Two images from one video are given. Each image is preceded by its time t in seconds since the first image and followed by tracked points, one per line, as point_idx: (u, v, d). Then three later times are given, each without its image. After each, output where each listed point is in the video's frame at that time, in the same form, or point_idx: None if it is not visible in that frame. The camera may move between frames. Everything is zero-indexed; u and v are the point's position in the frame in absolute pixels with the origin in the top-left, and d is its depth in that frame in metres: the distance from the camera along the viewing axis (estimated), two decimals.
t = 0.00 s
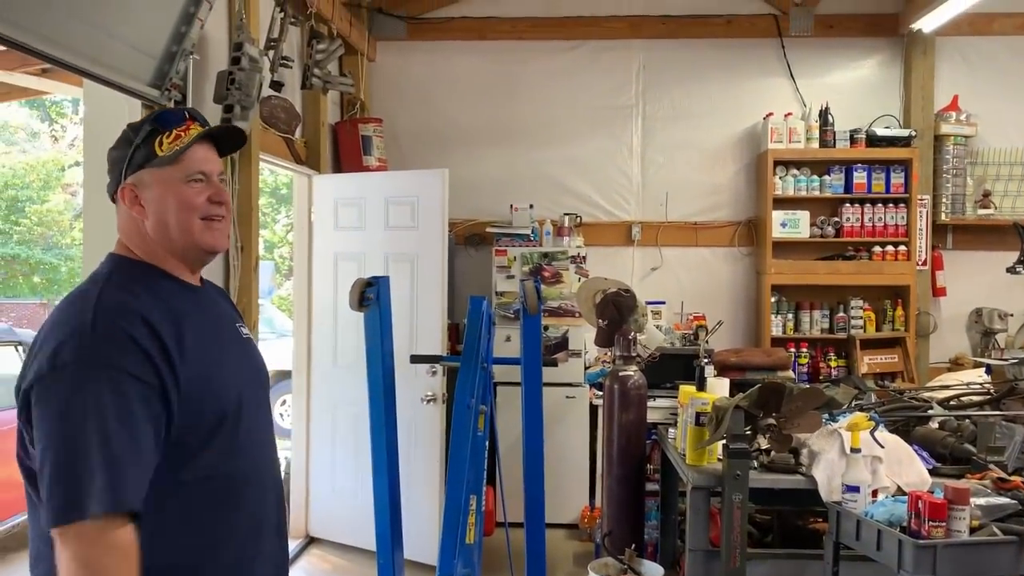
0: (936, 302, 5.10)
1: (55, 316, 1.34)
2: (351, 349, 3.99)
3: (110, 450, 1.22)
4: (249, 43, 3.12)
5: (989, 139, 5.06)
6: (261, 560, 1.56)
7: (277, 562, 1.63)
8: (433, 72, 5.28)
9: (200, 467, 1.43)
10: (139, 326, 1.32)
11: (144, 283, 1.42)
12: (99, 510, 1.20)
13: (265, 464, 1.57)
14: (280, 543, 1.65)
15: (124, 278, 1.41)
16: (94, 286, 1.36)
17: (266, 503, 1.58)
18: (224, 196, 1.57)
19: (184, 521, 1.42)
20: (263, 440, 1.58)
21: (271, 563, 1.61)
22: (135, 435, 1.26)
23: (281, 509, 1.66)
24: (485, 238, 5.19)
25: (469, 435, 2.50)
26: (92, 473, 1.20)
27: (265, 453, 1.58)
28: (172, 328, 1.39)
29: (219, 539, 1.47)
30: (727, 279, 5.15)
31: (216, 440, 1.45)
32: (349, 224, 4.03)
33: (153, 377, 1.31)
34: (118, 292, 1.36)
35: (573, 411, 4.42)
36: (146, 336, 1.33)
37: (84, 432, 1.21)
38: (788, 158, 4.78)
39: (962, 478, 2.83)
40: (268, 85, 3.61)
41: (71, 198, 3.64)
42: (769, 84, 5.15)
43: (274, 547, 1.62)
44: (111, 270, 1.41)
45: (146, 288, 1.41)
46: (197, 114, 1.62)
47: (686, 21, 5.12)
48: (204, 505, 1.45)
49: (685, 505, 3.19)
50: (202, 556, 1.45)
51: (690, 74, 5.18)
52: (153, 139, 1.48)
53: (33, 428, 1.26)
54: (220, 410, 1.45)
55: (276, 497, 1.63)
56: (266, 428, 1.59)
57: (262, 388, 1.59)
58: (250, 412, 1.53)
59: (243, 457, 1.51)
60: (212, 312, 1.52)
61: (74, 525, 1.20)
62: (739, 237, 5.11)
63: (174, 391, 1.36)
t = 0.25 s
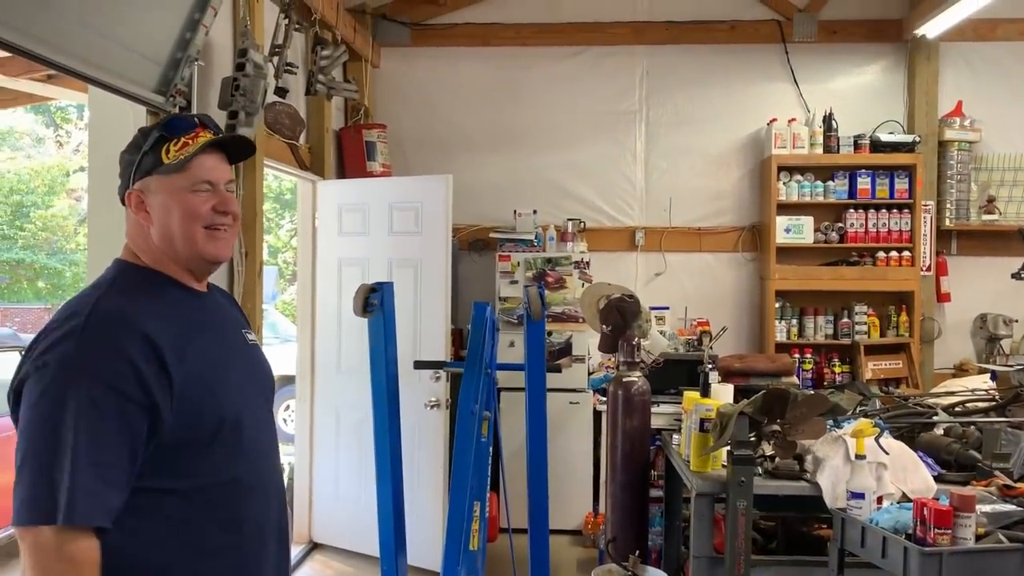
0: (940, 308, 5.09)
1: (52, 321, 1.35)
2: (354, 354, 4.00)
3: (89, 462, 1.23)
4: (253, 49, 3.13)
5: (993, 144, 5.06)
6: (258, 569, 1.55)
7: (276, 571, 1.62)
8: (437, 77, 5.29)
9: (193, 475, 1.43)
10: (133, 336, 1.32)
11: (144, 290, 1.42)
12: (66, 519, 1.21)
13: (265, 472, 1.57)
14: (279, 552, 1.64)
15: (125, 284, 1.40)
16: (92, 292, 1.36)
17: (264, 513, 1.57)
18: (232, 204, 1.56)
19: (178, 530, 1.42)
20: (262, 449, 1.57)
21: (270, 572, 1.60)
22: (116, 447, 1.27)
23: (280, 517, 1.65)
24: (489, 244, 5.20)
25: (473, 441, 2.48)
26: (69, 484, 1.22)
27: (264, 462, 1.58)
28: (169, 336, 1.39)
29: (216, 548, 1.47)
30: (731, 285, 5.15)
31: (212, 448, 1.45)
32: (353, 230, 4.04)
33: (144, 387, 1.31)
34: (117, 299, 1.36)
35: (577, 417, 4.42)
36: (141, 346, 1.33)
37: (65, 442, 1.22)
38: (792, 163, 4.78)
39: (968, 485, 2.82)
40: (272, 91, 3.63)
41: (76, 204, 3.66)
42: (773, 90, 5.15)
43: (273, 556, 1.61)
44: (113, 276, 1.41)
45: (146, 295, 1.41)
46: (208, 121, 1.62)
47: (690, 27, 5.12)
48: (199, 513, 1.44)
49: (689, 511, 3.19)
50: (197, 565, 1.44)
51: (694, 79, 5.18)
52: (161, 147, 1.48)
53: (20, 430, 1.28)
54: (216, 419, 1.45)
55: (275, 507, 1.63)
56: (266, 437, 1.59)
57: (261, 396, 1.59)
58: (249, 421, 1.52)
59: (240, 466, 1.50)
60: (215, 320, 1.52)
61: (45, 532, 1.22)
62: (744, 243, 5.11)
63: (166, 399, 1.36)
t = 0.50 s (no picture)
0: (946, 311, 5.08)
1: (46, 330, 1.34)
2: (359, 358, 4.00)
3: (103, 461, 1.23)
4: (258, 52, 3.12)
5: (999, 146, 5.05)
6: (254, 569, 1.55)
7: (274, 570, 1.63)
8: (441, 81, 5.30)
9: (191, 476, 1.43)
10: (128, 338, 1.32)
11: (136, 293, 1.42)
12: (97, 515, 1.22)
13: (261, 472, 1.57)
14: (275, 553, 1.65)
15: (114, 285, 1.40)
16: (85, 296, 1.36)
17: (260, 513, 1.58)
18: (203, 199, 1.53)
19: (176, 531, 1.42)
20: (256, 449, 1.57)
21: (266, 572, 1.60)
22: (130, 445, 1.27)
23: (276, 517, 1.66)
24: (494, 247, 5.20)
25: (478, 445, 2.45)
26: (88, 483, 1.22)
27: (260, 462, 1.58)
28: (160, 337, 1.39)
29: (215, 550, 1.47)
30: (735, 288, 5.14)
31: (206, 449, 1.45)
32: (357, 233, 4.04)
33: (140, 387, 1.31)
34: (111, 301, 1.36)
35: (582, 420, 4.41)
36: (136, 348, 1.33)
37: (74, 444, 1.22)
38: (796, 166, 4.77)
39: (975, 488, 2.81)
40: (277, 94, 3.63)
41: (81, 207, 3.66)
42: (777, 92, 5.14)
43: (269, 557, 1.62)
44: (105, 279, 1.42)
45: (135, 296, 1.41)
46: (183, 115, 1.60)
47: (695, 30, 5.11)
48: (197, 515, 1.44)
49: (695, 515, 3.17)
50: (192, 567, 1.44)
51: (698, 83, 5.18)
52: (126, 150, 1.48)
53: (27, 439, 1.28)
54: (210, 419, 1.44)
55: (271, 507, 1.63)
56: (261, 437, 1.59)
57: (256, 395, 1.59)
58: (242, 421, 1.52)
59: (235, 466, 1.50)
60: (206, 321, 1.52)
61: (82, 531, 1.23)
62: (748, 246, 5.10)
63: (161, 400, 1.35)
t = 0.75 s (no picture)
0: (949, 311, 5.07)
1: (40, 333, 1.35)
2: (361, 359, 4.00)
3: (94, 461, 1.23)
4: (260, 54, 3.12)
5: (1002, 147, 5.04)
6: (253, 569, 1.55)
7: (276, 570, 1.62)
8: (443, 82, 5.30)
9: (187, 476, 1.43)
10: (120, 339, 1.32)
11: (130, 294, 1.42)
12: (88, 514, 1.21)
13: (261, 472, 1.57)
14: (280, 552, 1.65)
15: (108, 288, 1.41)
16: (78, 298, 1.36)
17: (260, 513, 1.57)
18: (198, 201, 1.53)
19: (171, 530, 1.42)
20: (256, 450, 1.57)
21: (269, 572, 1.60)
22: (121, 444, 1.27)
23: (279, 517, 1.65)
24: (496, 248, 5.20)
25: (480, 446, 2.46)
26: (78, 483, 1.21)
27: (259, 462, 1.58)
28: (153, 338, 1.39)
29: (212, 550, 1.47)
30: (737, 288, 5.13)
31: (201, 450, 1.44)
32: (359, 234, 4.04)
33: (131, 387, 1.31)
34: (104, 302, 1.36)
35: (584, 421, 4.41)
36: (128, 349, 1.33)
37: (64, 444, 1.22)
38: (799, 166, 4.77)
39: (978, 489, 2.81)
40: (279, 96, 3.63)
41: (84, 209, 3.68)
42: (780, 93, 5.14)
43: (272, 556, 1.61)
44: (100, 281, 1.42)
45: (129, 298, 1.42)
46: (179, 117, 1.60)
47: (697, 30, 5.11)
48: (193, 515, 1.44)
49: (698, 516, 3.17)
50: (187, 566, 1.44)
51: (700, 83, 5.17)
52: (122, 151, 1.48)
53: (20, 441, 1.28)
54: (205, 419, 1.44)
55: (273, 507, 1.62)
56: (260, 438, 1.59)
57: (254, 395, 1.59)
58: (239, 421, 1.52)
59: (231, 466, 1.49)
60: (203, 323, 1.52)
61: (76, 531, 1.23)
62: (751, 246, 5.10)
63: (152, 401, 1.35)
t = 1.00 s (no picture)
0: (952, 310, 5.07)
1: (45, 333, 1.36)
2: (363, 358, 4.00)
3: (88, 462, 1.24)
4: (262, 54, 3.12)
5: (1004, 145, 5.04)
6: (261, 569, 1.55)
7: (284, 570, 1.62)
8: (445, 81, 5.30)
9: (191, 475, 1.43)
10: (122, 338, 1.33)
11: (137, 294, 1.43)
12: (76, 517, 1.22)
13: (267, 471, 1.57)
14: (288, 552, 1.64)
15: (115, 288, 1.42)
16: (84, 298, 1.38)
17: (267, 513, 1.57)
18: (204, 203, 1.54)
19: (176, 530, 1.41)
20: (262, 449, 1.57)
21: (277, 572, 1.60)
22: (116, 445, 1.27)
23: (286, 518, 1.65)
24: (497, 248, 5.20)
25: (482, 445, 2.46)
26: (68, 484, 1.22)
27: (266, 461, 1.58)
28: (157, 338, 1.40)
29: (218, 550, 1.46)
30: (739, 288, 5.13)
31: (205, 449, 1.45)
32: (361, 234, 4.05)
33: (132, 387, 1.32)
34: (109, 302, 1.37)
35: (586, 420, 4.41)
36: (130, 348, 1.34)
37: (62, 443, 1.23)
38: (801, 165, 4.77)
39: (982, 488, 2.80)
40: (281, 96, 3.64)
41: (86, 209, 3.69)
42: (782, 92, 5.14)
43: (279, 556, 1.61)
44: (108, 280, 1.43)
45: (136, 297, 1.42)
46: (186, 119, 1.61)
47: (698, 29, 5.11)
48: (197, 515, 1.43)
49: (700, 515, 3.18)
50: (194, 566, 1.43)
51: (702, 82, 5.17)
52: (130, 153, 1.50)
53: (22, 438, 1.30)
54: (208, 419, 1.45)
55: (280, 508, 1.62)
56: (267, 437, 1.59)
57: (260, 394, 1.60)
58: (245, 420, 1.52)
59: (237, 465, 1.50)
60: (210, 322, 1.53)
61: (63, 531, 1.23)
62: (753, 246, 5.09)
63: (154, 401, 1.36)
